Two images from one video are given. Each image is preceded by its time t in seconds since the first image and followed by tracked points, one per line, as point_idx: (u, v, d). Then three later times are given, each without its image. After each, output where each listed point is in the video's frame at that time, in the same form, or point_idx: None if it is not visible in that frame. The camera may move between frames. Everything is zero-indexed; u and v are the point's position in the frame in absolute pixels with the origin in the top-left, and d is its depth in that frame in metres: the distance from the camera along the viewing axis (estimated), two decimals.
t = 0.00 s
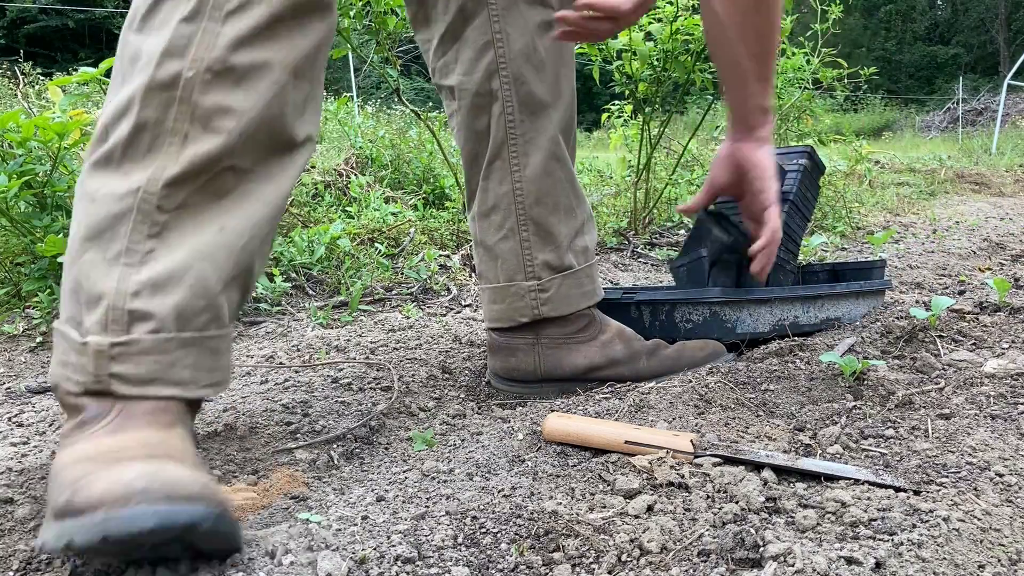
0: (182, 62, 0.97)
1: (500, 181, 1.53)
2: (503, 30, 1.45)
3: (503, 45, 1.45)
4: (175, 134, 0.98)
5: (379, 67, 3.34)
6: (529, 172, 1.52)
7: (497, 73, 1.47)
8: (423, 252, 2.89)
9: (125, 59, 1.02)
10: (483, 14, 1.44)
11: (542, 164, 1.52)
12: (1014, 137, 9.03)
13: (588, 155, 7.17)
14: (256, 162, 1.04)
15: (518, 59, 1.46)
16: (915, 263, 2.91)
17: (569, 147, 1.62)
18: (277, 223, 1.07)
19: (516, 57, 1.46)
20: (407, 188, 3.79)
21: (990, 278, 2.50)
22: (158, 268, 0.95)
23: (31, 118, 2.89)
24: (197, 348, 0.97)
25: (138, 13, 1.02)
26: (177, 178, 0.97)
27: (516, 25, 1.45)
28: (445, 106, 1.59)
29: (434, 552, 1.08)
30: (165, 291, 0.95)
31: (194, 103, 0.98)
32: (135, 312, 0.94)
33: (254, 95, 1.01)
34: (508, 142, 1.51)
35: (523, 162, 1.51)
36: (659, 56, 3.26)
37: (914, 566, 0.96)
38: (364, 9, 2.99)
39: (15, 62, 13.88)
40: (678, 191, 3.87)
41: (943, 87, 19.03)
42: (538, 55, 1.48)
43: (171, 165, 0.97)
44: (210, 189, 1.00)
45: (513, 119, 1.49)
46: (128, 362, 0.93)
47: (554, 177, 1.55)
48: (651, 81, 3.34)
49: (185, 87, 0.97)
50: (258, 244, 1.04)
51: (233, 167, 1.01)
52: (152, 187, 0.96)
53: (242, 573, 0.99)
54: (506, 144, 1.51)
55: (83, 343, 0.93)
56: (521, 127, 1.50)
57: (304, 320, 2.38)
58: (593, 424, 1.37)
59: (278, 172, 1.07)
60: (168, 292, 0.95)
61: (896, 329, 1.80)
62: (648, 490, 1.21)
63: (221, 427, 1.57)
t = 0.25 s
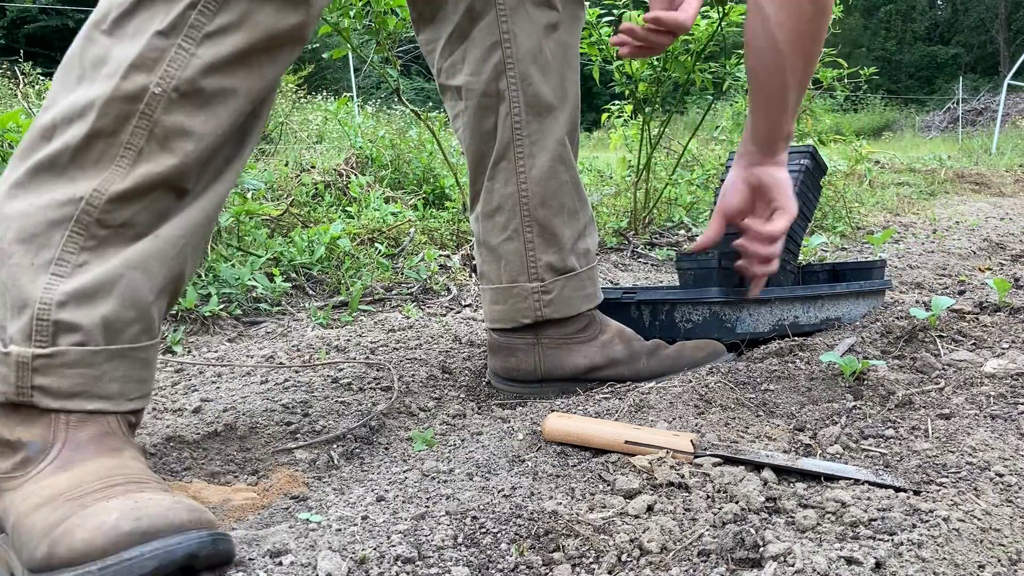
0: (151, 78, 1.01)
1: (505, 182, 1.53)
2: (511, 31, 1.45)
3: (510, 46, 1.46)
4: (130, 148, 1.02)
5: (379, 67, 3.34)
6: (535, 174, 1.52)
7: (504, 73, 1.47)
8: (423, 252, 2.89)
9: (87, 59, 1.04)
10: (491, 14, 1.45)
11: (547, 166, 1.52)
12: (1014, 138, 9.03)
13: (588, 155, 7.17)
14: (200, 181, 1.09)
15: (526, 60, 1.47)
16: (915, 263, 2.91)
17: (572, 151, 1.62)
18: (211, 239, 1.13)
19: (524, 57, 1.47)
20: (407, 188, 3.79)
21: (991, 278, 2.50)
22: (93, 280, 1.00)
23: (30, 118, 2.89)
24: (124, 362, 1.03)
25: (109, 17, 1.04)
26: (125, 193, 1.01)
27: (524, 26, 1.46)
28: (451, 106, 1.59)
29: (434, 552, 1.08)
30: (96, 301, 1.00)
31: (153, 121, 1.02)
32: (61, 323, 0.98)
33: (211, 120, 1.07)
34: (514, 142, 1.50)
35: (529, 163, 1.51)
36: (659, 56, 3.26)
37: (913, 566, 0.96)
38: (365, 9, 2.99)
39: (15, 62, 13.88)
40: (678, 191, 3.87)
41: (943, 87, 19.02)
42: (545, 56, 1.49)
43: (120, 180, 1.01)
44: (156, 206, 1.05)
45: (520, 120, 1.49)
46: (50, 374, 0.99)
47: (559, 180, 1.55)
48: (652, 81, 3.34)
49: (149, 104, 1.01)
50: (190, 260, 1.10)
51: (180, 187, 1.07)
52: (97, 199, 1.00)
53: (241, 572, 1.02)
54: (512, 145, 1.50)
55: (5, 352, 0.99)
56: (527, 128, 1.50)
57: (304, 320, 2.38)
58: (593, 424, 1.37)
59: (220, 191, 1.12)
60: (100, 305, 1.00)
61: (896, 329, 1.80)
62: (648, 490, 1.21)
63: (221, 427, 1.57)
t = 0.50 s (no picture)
0: (173, 84, 1.02)
1: (506, 184, 1.53)
2: (510, 32, 1.45)
3: (510, 47, 1.46)
4: (149, 154, 1.02)
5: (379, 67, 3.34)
6: (536, 175, 1.52)
7: (504, 74, 1.47)
8: (423, 252, 2.89)
9: (112, 63, 1.05)
10: (490, 15, 1.45)
11: (548, 168, 1.52)
12: (1014, 138, 9.04)
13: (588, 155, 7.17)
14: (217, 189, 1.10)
15: (526, 61, 1.47)
16: (915, 263, 2.91)
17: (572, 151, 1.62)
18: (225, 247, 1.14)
19: (523, 58, 1.47)
20: (407, 188, 3.79)
21: (991, 278, 2.50)
22: (105, 285, 1.00)
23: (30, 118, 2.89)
24: (131, 369, 1.03)
25: (135, 21, 1.05)
26: (142, 199, 1.02)
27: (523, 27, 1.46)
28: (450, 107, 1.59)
29: (434, 552, 1.08)
30: (106, 308, 1.00)
31: (174, 127, 1.03)
32: (70, 328, 0.99)
33: (232, 127, 1.08)
34: (514, 144, 1.50)
35: (529, 165, 1.51)
36: (659, 56, 3.26)
37: (914, 566, 0.96)
38: (365, 9, 2.99)
39: (15, 62, 13.88)
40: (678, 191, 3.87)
41: (943, 87, 19.02)
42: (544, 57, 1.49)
43: (137, 185, 1.01)
44: (172, 212, 1.05)
45: (520, 121, 1.49)
46: (56, 378, 0.99)
47: (559, 181, 1.54)
48: (651, 81, 3.34)
49: (170, 110, 1.02)
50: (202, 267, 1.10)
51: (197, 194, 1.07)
52: (114, 204, 1.01)
53: (241, 572, 1.02)
54: (512, 147, 1.50)
55: (14, 353, 0.99)
56: (527, 129, 1.50)
57: (304, 320, 2.38)
58: (593, 424, 1.37)
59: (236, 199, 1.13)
60: (111, 311, 1.00)
61: (896, 329, 1.80)
62: (648, 490, 1.21)
63: (221, 427, 1.57)
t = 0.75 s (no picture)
0: (207, 81, 1.02)
1: (503, 185, 1.52)
2: (505, 32, 1.45)
3: (505, 48, 1.46)
4: (178, 152, 1.02)
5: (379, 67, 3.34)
6: (533, 175, 1.51)
7: (500, 75, 1.47)
8: (423, 252, 2.89)
9: (145, 57, 1.04)
10: (484, 16, 1.45)
11: (546, 168, 1.52)
12: (1014, 138, 9.04)
13: (588, 155, 7.17)
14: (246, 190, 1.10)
15: (521, 62, 1.47)
16: (915, 263, 2.91)
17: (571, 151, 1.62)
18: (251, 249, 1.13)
19: (518, 59, 1.47)
20: (407, 188, 3.79)
21: (991, 278, 2.50)
22: (127, 286, 1.00)
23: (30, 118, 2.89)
24: (142, 374, 1.04)
25: (167, 17, 1.04)
26: (168, 198, 1.02)
27: (517, 28, 1.46)
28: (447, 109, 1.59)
29: (434, 552, 1.08)
30: (126, 309, 1.01)
31: (203, 125, 1.03)
32: (88, 328, 0.99)
33: (265, 127, 1.07)
34: (511, 145, 1.50)
35: (526, 165, 1.51)
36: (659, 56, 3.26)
37: (913, 566, 0.96)
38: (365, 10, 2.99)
39: (15, 62, 13.87)
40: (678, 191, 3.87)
41: (943, 87, 19.02)
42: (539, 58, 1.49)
43: (164, 184, 1.01)
44: (199, 212, 1.05)
45: (517, 122, 1.49)
46: (66, 378, 1.00)
47: (558, 181, 1.54)
48: (651, 81, 3.34)
49: (202, 108, 1.02)
50: (226, 268, 1.10)
51: (225, 194, 1.07)
52: (140, 202, 1.01)
53: (241, 572, 1.02)
54: (509, 148, 1.50)
55: (28, 349, 0.99)
56: (524, 130, 1.50)
57: (304, 320, 2.38)
58: (593, 424, 1.37)
59: (266, 200, 1.13)
60: (132, 312, 1.01)
61: (896, 329, 1.80)
62: (648, 490, 1.21)
63: (221, 427, 1.57)
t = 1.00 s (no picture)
0: (200, 81, 1.02)
1: (500, 186, 1.52)
2: (497, 34, 1.45)
3: (497, 49, 1.45)
4: (171, 152, 1.03)
5: (379, 66, 3.34)
6: (529, 176, 1.51)
7: (493, 76, 1.46)
8: (423, 252, 2.89)
9: (136, 59, 1.05)
10: (476, 18, 1.45)
11: (542, 168, 1.51)
12: (1015, 138, 9.04)
13: (588, 155, 7.18)
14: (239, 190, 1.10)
15: (514, 62, 1.46)
16: (915, 264, 2.91)
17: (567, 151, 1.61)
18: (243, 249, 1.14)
19: (511, 60, 1.46)
20: (407, 188, 3.79)
21: (990, 278, 2.50)
22: (121, 287, 1.01)
23: (30, 118, 2.89)
24: (139, 374, 1.04)
25: (159, 17, 1.05)
26: (162, 198, 1.02)
27: (509, 29, 1.45)
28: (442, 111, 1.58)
29: (434, 552, 1.08)
30: (121, 311, 1.01)
31: (195, 126, 1.03)
32: (83, 329, 1.00)
33: (256, 126, 1.08)
34: (506, 146, 1.50)
35: (522, 166, 1.50)
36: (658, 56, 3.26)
37: (913, 566, 0.96)
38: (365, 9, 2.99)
39: (15, 62, 13.88)
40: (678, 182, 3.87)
41: (943, 87, 19.02)
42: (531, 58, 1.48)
43: (158, 184, 1.02)
44: (192, 212, 1.06)
45: (511, 123, 1.49)
46: (65, 378, 1.00)
47: (554, 181, 1.54)
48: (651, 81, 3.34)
49: (194, 108, 1.03)
50: (220, 269, 1.10)
51: (217, 194, 1.08)
52: (134, 202, 1.01)
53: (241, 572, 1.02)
54: (504, 149, 1.50)
55: (23, 351, 0.99)
56: (518, 130, 1.49)
57: (304, 320, 2.38)
58: (593, 424, 1.37)
59: (258, 200, 1.13)
60: (126, 313, 1.01)
61: (896, 329, 1.80)
62: (648, 490, 1.21)
63: (221, 427, 1.57)
